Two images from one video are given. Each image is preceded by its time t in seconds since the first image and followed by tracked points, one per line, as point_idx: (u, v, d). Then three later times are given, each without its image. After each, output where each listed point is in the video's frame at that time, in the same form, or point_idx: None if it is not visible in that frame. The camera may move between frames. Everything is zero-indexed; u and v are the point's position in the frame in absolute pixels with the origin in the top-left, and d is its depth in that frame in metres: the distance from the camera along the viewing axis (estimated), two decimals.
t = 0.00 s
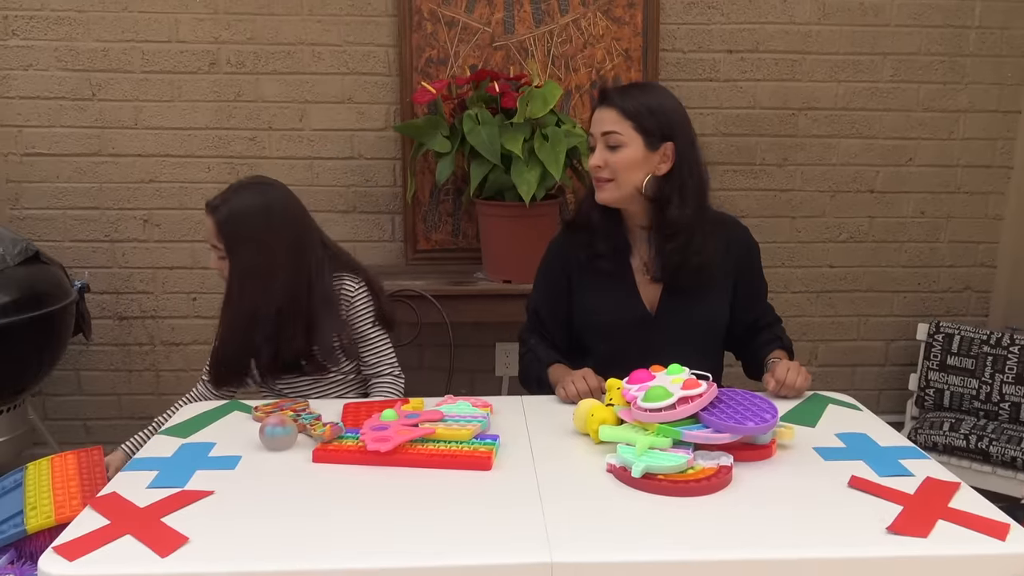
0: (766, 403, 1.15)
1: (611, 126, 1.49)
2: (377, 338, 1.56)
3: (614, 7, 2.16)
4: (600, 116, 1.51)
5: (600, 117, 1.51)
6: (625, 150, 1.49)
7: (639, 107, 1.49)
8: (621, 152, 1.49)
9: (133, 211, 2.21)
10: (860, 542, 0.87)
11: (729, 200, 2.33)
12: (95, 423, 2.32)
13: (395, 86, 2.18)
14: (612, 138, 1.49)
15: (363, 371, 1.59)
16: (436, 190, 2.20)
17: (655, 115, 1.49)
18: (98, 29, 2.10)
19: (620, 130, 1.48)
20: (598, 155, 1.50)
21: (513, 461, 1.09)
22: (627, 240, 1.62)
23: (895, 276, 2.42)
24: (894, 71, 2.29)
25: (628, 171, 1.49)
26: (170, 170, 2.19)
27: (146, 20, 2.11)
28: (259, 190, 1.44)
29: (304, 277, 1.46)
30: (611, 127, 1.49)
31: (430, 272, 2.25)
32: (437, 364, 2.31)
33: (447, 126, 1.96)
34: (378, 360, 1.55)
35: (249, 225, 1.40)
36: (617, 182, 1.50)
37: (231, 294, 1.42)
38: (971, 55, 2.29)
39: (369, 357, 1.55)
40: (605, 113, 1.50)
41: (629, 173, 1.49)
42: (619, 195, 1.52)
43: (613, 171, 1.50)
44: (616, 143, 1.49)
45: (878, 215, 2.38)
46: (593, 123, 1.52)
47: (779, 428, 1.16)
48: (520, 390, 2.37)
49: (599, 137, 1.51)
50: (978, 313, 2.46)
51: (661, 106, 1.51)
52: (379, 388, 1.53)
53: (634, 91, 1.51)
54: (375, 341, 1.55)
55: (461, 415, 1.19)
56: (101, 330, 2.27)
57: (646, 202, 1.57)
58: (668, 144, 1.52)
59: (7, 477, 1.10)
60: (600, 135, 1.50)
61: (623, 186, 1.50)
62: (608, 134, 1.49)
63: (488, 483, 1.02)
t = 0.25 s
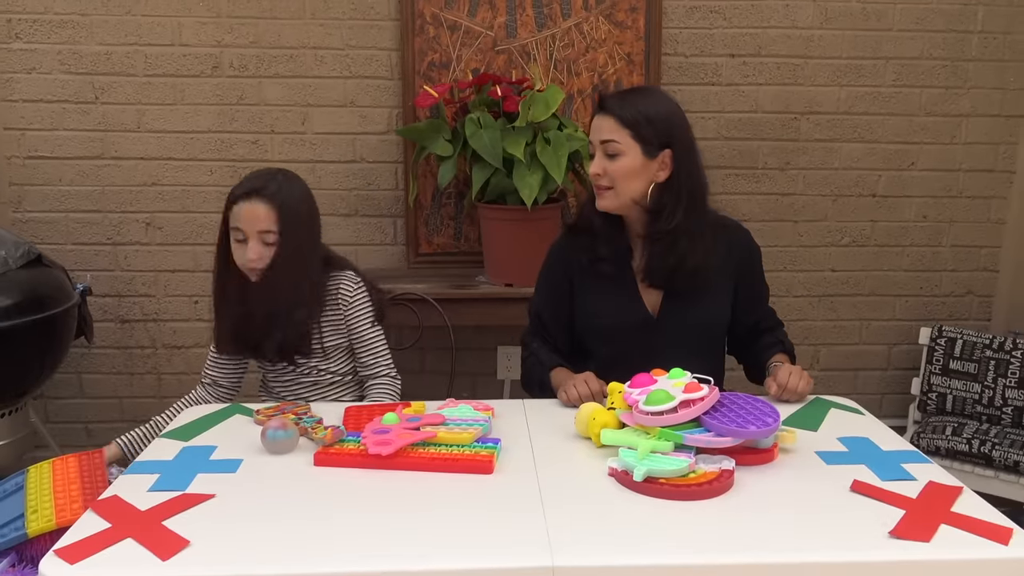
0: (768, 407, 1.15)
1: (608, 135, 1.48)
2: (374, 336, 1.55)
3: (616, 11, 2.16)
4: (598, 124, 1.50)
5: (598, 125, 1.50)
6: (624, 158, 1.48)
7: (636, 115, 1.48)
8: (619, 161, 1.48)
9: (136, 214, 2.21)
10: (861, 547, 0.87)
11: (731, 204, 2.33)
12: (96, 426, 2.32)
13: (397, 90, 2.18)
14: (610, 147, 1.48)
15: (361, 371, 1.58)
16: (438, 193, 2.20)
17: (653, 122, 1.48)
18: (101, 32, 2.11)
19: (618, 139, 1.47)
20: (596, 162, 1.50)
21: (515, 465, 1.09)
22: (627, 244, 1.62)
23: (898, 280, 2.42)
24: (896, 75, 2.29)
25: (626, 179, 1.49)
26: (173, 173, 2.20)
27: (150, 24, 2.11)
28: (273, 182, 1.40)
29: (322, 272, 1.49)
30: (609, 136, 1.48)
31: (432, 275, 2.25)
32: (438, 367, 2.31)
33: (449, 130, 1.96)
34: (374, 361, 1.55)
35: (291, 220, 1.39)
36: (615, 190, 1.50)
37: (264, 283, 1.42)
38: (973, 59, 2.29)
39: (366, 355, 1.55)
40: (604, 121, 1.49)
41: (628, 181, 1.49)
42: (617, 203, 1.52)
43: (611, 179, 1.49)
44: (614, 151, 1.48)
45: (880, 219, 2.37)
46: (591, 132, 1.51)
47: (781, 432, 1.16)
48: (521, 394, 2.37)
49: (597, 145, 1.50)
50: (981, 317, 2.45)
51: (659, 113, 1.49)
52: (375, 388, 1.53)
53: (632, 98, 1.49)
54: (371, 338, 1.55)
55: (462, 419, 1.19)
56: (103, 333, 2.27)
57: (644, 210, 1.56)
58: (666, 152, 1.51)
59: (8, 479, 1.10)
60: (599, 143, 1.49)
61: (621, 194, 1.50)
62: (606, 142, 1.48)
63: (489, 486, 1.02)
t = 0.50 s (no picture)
0: (767, 410, 1.15)
1: (608, 137, 1.48)
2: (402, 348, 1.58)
3: (616, 13, 2.16)
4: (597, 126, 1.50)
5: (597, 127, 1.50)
6: (624, 160, 1.48)
7: (634, 115, 1.48)
8: (619, 163, 1.48)
9: (136, 214, 2.21)
10: (860, 550, 0.87)
11: (731, 206, 2.33)
12: (96, 426, 2.32)
13: (398, 91, 2.19)
14: (610, 149, 1.48)
15: (376, 376, 1.59)
16: (439, 194, 2.20)
17: (652, 123, 1.48)
18: (102, 33, 2.11)
19: (617, 141, 1.47)
20: (596, 165, 1.50)
21: (513, 467, 1.09)
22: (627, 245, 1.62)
23: (898, 282, 2.41)
24: (897, 78, 2.28)
25: (626, 181, 1.49)
26: (173, 174, 2.20)
27: (150, 24, 2.12)
28: (343, 175, 1.44)
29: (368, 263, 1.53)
30: (609, 138, 1.48)
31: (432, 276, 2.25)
32: (438, 368, 2.31)
33: (450, 131, 1.96)
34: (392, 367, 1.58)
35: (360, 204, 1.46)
36: (616, 193, 1.50)
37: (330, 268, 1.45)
38: (973, 62, 2.29)
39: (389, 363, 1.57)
40: (603, 123, 1.49)
41: (629, 183, 1.49)
42: (619, 205, 1.52)
43: (612, 182, 1.49)
44: (615, 153, 1.48)
45: (881, 221, 2.37)
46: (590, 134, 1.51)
47: (780, 435, 1.16)
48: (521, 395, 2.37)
49: (596, 147, 1.50)
50: (981, 320, 2.45)
51: (657, 113, 1.50)
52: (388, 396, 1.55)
53: (630, 99, 1.50)
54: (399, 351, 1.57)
55: (461, 420, 1.19)
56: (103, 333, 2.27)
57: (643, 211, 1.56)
58: (666, 152, 1.51)
59: (7, 480, 1.10)
60: (598, 145, 1.49)
61: (622, 197, 1.50)
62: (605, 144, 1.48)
63: (488, 488, 1.02)
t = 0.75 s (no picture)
0: (771, 414, 1.15)
1: (620, 143, 1.47)
2: (424, 358, 1.56)
3: (621, 16, 2.17)
4: (608, 131, 1.49)
5: (607, 133, 1.49)
6: (637, 166, 1.48)
7: (643, 117, 1.48)
8: (633, 169, 1.47)
9: (141, 217, 2.22)
10: (865, 556, 0.87)
11: (735, 209, 2.32)
12: (101, 429, 2.33)
13: (402, 94, 2.19)
14: (623, 155, 1.47)
15: (393, 386, 1.56)
16: (442, 197, 2.21)
17: (660, 125, 1.49)
18: (107, 36, 2.12)
19: (630, 146, 1.47)
20: (609, 172, 1.48)
21: (517, 471, 1.09)
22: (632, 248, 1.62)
23: (903, 285, 2.41)
24: (902, 81, 2.28)
25: (640, 187, 1.48)
26: (178, 177, 2.20)
27: (155, 28, 2.12)
28: (397, 180, 1.44)
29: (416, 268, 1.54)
30: (620, 144, 1.47)
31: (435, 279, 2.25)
32: (442, 371, 2.31)
33: (454, 134, 1.96)
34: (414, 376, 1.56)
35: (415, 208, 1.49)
36: (629, 199, 1.50)
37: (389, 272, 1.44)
38: (978, 65, 2.28)
39: (409, 373, 1.54)
40: (614, 128, 1.48)
41: (642, 189, 1.49)
42: (631, 211, 1.51)
43: (625, 188, 1.49)
44: (628, 159, 1.47)
45: (885, 224, 2.37)
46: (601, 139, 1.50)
47: (785, 439, 1.16)
48: (525, 398, 2.37)
49: (608, 154, 1.49)
50: (986, 323, 2.45)
51: (664, 114, 1.50)
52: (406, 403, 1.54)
53: (637, 102, 1.49)
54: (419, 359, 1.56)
55: (466, 424, 1.19)
56: (107, 335, 2.27)
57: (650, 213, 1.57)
58: (676, 156, 1.52)
59: (12, 484, 1.10)
60: (609, 151, 1.48)
61: (635, 203, 1.50)
62: (619, 151, 1.47)
63: (492, 492, 1.02)
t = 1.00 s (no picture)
0: (770, 418, 1.14)
1: (623, 147, 1.47)
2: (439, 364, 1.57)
3: (621, 18, 2.17)
4: (610, 135, 1.49)
5: (609, 137, 1.49)
6: (640, 170, 1.48)
7: (644, 121, 1.48)
8: (636, 173, 1.47)
9: (141, 219, 2.22)
10: (863, 561, 0.87)
11: (736, 211, 2.32)
12: (101, 430, 2.33)
13: (403, 96, 2.19)
14: (626, 159, 1.47)
15: (407, 391, 1.57)
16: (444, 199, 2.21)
17: (662, 129, 1.49)
18: (108, 37, 2.12)
19: (633, 150, 1.47)
20: (613, 176, 1.48)
21: (515, 474, 1.09)
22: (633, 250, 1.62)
23: (904, 288, 2.40)
24: (903, 83, 2.28)
25: (643, 191, 1.48)
26: (179, 178, 2.21)
27: (156, 29, 2.12)
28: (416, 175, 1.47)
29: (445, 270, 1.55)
30: (623, 148, 1.47)
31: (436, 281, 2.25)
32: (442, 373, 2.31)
33: (454, 136, 1.96)
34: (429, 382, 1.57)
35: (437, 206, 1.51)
36: (632, 203, 1.49)
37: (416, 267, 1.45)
38: (980, 67, 2.28)
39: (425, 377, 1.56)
40: (616, 132, 1.48)
41: (645, 193, 1.49)
42: (634, 215, 1.51)
43: (628, 192, 1.48)
44: (632, 164, 1.47)
45: (887, 227, 2.36)
46: (603, 144, 1.50)
47: (783, 443, 1.16)
48: (525, 400, 2.37)
49: (611, 159, 1.48)
50: (987, 326, 2.44)
51: (666, 117, 1.50)
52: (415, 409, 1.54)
53: (638, 105, 1.50)
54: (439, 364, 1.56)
55: (465, 427, 1.19)
56: (108, 336, 2.28)
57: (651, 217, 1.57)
58: (678, 159, 1.52)
59: (10, 485, 1.10)
60: (612, 156, 1.48)
61: (638, 207, 1.50)
62: (622, 155, 1.47)
63: (489, 496, 1.02)
